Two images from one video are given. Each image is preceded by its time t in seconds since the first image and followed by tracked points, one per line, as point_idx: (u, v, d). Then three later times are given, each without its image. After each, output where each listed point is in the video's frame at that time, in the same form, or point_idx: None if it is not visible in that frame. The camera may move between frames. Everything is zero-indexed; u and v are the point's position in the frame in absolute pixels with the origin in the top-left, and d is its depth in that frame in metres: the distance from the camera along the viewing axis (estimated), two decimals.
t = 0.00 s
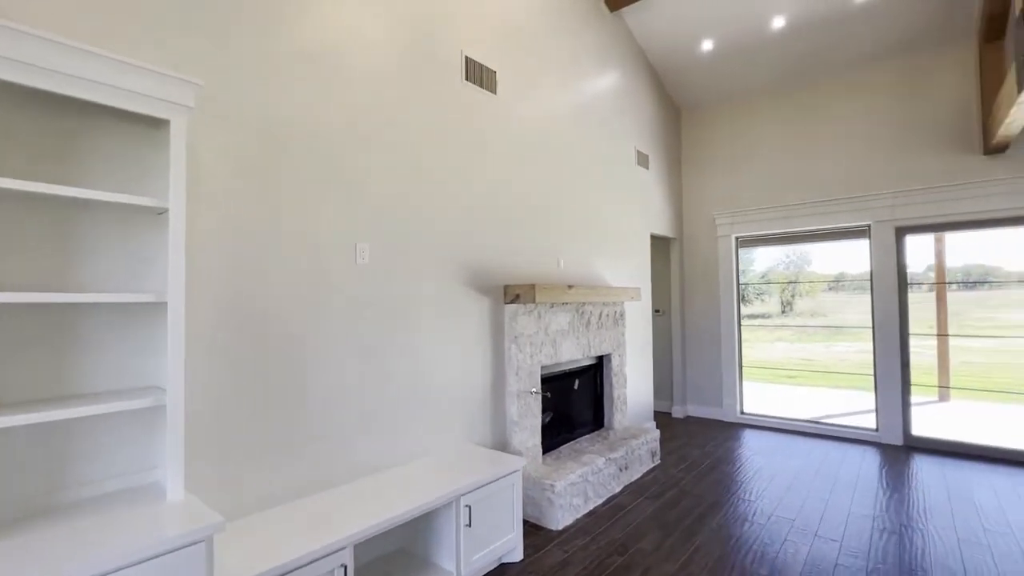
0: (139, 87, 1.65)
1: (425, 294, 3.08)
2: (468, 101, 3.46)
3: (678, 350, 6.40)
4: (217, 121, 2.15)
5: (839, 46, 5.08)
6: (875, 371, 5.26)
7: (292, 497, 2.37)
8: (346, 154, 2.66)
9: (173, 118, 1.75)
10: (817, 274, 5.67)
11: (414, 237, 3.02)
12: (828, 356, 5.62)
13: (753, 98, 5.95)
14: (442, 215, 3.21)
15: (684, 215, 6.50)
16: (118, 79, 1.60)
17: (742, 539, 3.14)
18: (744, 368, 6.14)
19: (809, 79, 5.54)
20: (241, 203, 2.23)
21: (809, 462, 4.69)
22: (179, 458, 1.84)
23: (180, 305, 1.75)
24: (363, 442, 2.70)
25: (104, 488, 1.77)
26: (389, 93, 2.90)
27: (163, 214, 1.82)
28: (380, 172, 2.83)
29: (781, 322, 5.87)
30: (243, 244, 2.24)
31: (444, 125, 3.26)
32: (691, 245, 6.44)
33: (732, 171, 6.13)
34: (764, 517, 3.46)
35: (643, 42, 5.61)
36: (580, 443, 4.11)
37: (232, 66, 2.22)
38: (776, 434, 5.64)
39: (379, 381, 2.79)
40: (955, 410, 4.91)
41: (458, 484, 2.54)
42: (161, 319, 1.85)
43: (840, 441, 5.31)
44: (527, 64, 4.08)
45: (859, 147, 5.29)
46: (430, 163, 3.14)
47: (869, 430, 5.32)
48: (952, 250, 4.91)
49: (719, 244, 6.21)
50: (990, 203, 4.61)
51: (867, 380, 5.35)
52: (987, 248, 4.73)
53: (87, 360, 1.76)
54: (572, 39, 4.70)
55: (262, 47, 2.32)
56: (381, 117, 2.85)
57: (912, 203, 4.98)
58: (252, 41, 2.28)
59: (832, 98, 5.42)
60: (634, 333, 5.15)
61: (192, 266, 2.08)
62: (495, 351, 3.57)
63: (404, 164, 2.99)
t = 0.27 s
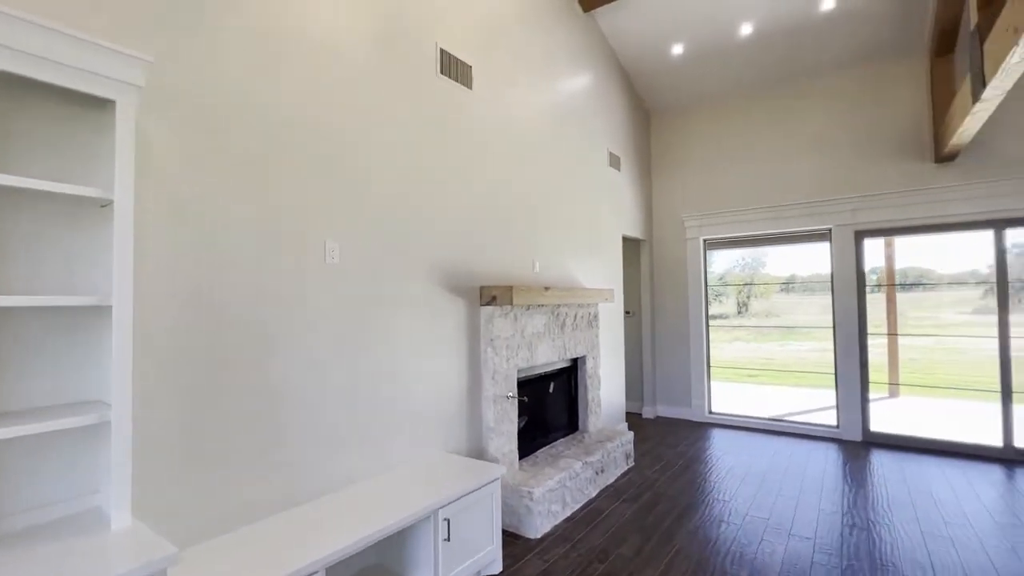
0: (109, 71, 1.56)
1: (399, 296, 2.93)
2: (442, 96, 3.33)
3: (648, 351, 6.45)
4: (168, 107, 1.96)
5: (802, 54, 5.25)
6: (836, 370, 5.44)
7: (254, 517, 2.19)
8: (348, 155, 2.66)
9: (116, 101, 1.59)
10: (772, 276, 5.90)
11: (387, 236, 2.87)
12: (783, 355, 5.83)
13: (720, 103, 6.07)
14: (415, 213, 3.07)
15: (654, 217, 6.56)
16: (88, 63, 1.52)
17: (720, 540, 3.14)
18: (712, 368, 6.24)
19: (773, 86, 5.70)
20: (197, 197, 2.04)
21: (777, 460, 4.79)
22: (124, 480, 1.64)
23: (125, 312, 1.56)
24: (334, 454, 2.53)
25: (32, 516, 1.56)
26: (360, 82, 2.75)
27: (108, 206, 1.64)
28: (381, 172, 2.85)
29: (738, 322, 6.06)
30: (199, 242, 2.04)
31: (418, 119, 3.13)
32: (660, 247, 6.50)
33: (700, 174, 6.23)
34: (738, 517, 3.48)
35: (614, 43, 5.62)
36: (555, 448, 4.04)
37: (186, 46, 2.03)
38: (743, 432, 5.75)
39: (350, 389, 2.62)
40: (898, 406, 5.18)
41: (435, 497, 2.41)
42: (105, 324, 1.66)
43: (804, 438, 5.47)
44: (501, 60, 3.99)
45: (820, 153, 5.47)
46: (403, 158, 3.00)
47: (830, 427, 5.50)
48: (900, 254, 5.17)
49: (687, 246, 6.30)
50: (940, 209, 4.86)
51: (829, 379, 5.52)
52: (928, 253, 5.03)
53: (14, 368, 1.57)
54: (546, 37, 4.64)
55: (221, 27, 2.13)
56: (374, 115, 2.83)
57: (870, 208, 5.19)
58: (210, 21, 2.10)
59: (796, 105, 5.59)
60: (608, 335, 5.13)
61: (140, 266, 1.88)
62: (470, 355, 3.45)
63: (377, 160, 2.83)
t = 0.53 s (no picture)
0: (45, 44, 1.39)
1: (366, 298, 2.79)
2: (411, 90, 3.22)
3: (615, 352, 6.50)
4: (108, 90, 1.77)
5: (763, 62, 5.42)
6: (794, 368, 5.63)
7: (208, 538, 2.01)
8: (313, 148, 2.52)
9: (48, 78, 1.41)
10: (725, 278, 6.09)
11: (354, 234, 2.73)
12: (736, 354, 6.02)
13: (684, 108, 6.20)
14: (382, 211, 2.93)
15: (621, 219, 6.62)
16: (21, 34, 1.34)
17: (692, 540, 3.16)
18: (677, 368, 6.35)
19: (735, 93, 5.86)
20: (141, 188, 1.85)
21: (740, 458, 4.91)
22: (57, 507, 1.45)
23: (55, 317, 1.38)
24: (295, 467, 2.37)
25: None
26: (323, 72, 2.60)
27: (37, 197, 1.45)
28: (381, 172, 2.94)
29: (694, 323, 6.23)
30: (144, 237, 1.85)
31: (385, 113, 3.00)
32: (627, 249, 6.57)
33: (665, 177, 6.33)
34: (708, 515, 3.52)
35: (583, 45, 5.63)
36: (526, 451, 3.97)
37: (130, 23, 1.84)
38: (706, 431, 5.87)
39: (314, 396, 2.46)
40: (843, 402, 5.45)
41: (406, 508, 2.30)
42: (32, 330, 1.47)
43: (764, 435, 5.63)
44: (471, 56, 3.91)
45: (779, 159, 5.66)
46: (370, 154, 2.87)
47: (788, 423, 5.69)
48: (849, 256, 5.43)
49: (653, 248, 6.38)
50: (889, 214, 5.13)
51: (787, 377, 5.71)
52: (874, 256, 5.30)
53: None
54: (516, 36, 4.59)
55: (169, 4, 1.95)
56: (340, 108, 2.69)
57: (825, 213, 5.41)
58: None
59: (756, 112, 5.77)
60: (577, 336, 5.12)
61: (73, 263, 1.68)
62: (440, 358, 3.34)
63: (342, 153, 2.69)
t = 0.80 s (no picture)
0: None
1: (338, 300, 2.67)
2: (384, 84, 3.11)
3: (585, 353, 6.54)
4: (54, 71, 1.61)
5: (727, 71, 5.59)
6: (756, 367, 5.81)
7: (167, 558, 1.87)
8: (283, 142, 2.39)
9: None
10: (683, 281, 6.28)
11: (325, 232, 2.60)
12: (696, 354, 6.20)
13: (652, 113, 6.32)
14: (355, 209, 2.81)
15: (590, 222, 6.68)
16: None
17: (667, 539, 3.18)
18: (645, 369, 6.44)
19: (700, 100, 6.02)
20: (92, 179, 1.69)
21: (708, 456, 5.02)
22: None
23: None
24: (262, 479, 2.22)
25: None
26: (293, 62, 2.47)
27: None
28: (382, 172, 3.03)
29: (655, 324, 6.38)
30: (94, 232, 1.69)
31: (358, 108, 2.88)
32: (596, 251, 6.62)
33: (633, 180, 6.42)
34: (681, 514, 3.56)
35: (554, 48, 5.65)
36: (500, 456, 3.92)
37: None
38: (674, 430, 5.98)
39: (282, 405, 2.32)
40: (798, 400, 5.70)
41: (383, 519, 2.21)
42: None
43: (729, 433, 5.79)
44: (445, 53, 3.83)
45: (742, 165, 5.84)
46: (342, 149, 2.75)
47: (751, 421, 5.87)
48: (804, 260, 5.70)
49: (622, 251, 6.46)
50: (843, 220, 5.38)
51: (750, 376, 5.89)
52: (829, 260, 5.55)
53: None
54: (489, 35, 4.55)
55: None
56: (311, 100, 2.56)
57: (785, 218, 5.63)
58: None
59: (720, 119, 5.94)
60: (549, 338, 5.10)
61: (8, 260, 1.50)
62: (414, 362, 3.24)
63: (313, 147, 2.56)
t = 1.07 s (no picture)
0: None
1: (318, 306, 2.58)
2: (363, 84, 3.04)
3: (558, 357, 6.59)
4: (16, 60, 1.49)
5: (696, 81, 5.76)
6: (723, 369, 6.00)
7: None
8: (260, 141, 2.30)
9: None
10: (646, 284, 6.45)
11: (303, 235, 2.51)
12: (659, 356, 6.36)
13: (623, 121, 6.43)
14: (334, 211, 2.73)
15: (563, 226, 6.73)
16: None
17: (646, 540, 3.23)
18: (617, 372, 6.54)
19: (670, 109, 6.18)
20: (56, 177, 1.57)
21: (679, 456, 5.13)
22: None
23: None
24: (242, 492, 2.13)
25: None
26: (271, 59, 2.39)
27: None
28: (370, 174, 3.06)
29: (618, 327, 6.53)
30: (59, 233, 1.57)
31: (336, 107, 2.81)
32: (569, 255, 6.68)
33: (605, 186, 6.52)
34: (657, 515, 3.62)
35: (529, 53, 5.67)
36: (479, 461, 3.88)
37: None
38: (645, 432, 6.09)
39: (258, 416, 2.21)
40: (758, 402, 5.93)
41: (368, 531, 2.15)
42: None
43: (697, 433, 5.94)
44: (423, 55, 3.79)
45: (709, 173, 6.03)
46: (321, 150, 2.67)
47: (718, 421, 6.05)
48: (765, 265, 5.93)
49: (594, 255, 6.54)
50: (804, 227, 5.63)
51: (718, 378, 6.06)
52: (791, 265, 5.80)
53: None
54: (465, 38, 4.52)
55: None
56: (289, 99, 2.48)
57: (750, 225, 5.84)
58: None
59: (689, 128, 6.11)
60: (525, 342, 5.10)
61: None
62: (393, 368, 3.17)
63: (290, 146, 2.47)
